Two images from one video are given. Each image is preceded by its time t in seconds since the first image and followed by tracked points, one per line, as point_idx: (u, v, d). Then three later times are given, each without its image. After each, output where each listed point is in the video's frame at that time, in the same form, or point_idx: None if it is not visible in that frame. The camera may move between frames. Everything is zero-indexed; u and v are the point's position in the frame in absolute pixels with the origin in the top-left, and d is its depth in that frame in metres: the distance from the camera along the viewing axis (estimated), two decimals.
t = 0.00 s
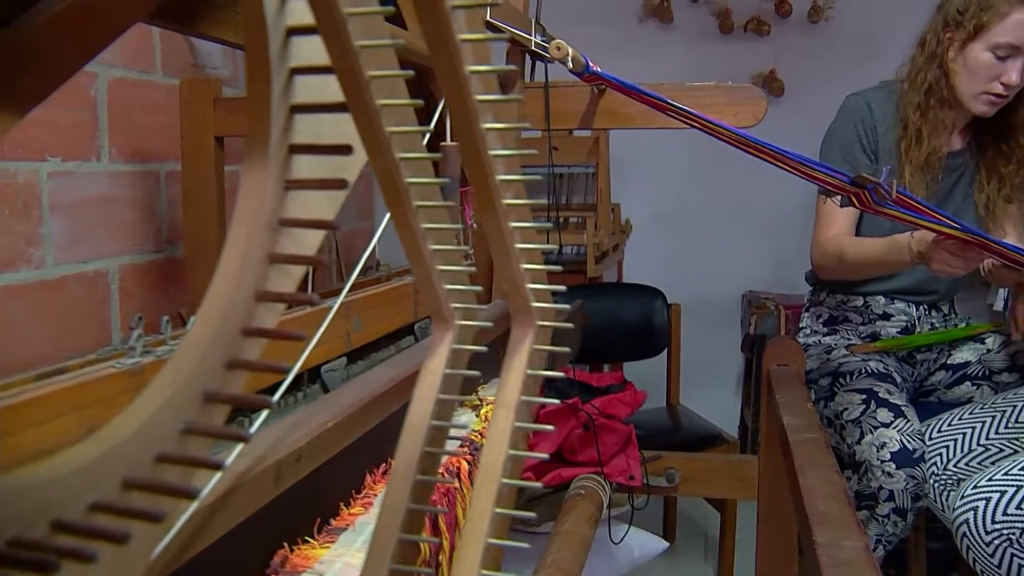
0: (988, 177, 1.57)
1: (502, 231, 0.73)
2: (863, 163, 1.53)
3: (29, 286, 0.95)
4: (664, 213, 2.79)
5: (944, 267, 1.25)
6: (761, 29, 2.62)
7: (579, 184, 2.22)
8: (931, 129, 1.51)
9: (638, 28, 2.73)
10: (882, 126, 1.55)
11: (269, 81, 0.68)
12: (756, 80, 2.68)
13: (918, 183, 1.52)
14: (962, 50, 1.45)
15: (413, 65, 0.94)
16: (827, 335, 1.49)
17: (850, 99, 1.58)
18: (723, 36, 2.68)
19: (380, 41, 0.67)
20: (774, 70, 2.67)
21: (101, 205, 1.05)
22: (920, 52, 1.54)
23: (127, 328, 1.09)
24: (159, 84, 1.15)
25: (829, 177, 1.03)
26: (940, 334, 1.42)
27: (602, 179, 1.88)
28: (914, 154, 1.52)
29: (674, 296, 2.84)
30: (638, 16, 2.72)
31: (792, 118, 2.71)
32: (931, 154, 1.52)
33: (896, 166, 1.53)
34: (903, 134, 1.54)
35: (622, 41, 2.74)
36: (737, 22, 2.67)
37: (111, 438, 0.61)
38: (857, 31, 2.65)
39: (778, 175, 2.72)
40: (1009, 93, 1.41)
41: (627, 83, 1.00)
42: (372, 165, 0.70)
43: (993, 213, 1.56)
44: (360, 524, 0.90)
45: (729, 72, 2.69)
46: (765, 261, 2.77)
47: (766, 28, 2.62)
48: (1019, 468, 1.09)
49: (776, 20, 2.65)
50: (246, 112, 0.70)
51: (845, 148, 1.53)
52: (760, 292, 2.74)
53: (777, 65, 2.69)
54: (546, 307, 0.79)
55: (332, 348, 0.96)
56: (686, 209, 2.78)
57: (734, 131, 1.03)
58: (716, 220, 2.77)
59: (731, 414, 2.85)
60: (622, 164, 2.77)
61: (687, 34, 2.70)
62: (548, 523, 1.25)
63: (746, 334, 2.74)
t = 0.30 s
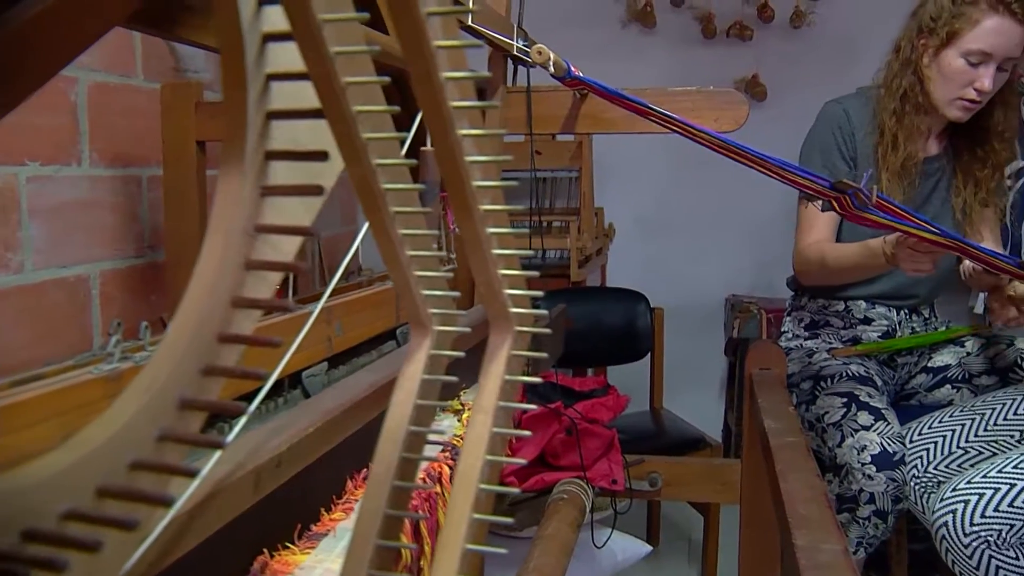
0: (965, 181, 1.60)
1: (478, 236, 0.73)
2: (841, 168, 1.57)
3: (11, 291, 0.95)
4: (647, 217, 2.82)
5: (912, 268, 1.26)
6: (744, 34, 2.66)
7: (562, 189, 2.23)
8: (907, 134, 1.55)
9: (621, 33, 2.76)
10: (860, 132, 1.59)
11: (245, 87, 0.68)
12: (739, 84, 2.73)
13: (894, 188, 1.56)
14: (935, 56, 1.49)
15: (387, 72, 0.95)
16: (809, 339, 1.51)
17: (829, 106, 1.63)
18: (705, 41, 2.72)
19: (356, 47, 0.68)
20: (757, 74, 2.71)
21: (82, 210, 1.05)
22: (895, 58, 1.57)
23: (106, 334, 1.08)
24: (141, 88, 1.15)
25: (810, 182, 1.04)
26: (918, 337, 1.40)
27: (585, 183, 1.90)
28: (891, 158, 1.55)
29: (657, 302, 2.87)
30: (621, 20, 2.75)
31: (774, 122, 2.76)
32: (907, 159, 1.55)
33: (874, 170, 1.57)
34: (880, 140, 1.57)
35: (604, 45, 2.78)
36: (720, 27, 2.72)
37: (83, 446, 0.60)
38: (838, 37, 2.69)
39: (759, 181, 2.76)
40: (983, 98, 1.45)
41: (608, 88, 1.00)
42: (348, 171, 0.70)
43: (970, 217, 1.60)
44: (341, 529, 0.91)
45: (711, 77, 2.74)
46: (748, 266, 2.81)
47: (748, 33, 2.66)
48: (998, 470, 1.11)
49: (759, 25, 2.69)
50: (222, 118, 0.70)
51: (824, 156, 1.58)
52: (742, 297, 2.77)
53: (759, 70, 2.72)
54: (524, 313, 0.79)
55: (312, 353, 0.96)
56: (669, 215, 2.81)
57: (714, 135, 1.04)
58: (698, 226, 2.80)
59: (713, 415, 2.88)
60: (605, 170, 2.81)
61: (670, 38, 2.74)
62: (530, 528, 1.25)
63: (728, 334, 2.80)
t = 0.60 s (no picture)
0: (946, 186, 1.64)
1: (456, 243, 0.73)
2: (822, 174, 1.60)
3: None
4: (630, 223, 2.86)
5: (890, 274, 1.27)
6: (726, 39, 2.70)
7: (546, 193, 2.33)
8: (887, 139, 1.58)
9: (605, 37, 2.80)
10: (841, 137, 1.63)
11: (222, 95, 0.68)
12: (722, 89, 2.76)
13: (875, 193, 1.60)
14: (914, 62, 1.51)
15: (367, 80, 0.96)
16: (791, 343, 1.50)
17: (809, 112, 1.66)
18: (689, 46, 2.75)
19: (333, 54, 0.67)
20: (740, 79, 2.75)
21: (63, 215, 1.04)
22: (875, 64, 1.61)
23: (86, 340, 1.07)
24: (123, 93, 1.15)
25: (790, 188, 1.04)
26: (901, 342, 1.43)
27: (569, 188, 1.91)
28: (871, 163, 1.58)
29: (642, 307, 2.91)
30: (604, 26, 2.80)
31: (755, 128, 2.80)
32: (887, 165, 1.59)
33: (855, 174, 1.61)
34: (861, 145, 1.60)
35: (588, 50, 2.83)
36: (703, 33, 2.76)
37: (58, 454, 0.60)
38: (820, 43, 2.74)
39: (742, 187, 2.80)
40: (961, 104, 1.48)
41: (589, 94, 1.00)
42: (325, 178, 0.70)
43: (951, 221, 1.65)
44: (322, 536, 0.90)
45: (694, 81, 2.77)
46: (731, 270, 2.84)
47: (731, 38, 2.69)
48: (978, 472, 1.12)
49: (742, 30, 2.73)
50: (198, 125, 0.70)
51: (805, 162, 1.62)
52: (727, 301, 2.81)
53: (743, 75, 2.77)
54: (503, 319, 0.79)
55: (293, 359, 0.96)
56: (650, 222, 2.85)
57: (695, 140, 1.04)
58: (681, 233, 2.84)
59: (696, 421, 2.92)
60: (589, 177, 2.85)
61: (652, 44, 2.78)
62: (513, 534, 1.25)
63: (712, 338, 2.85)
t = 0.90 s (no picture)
0: (927, 190, 1.66)
1: (436, 250, 0.73)
2: (803, 178, 1.61)
3: None
4: (614, 227, 2.90)
5: (874, 282, 1.26)
6: (711, 44, 2.77)
7: (531, 198, 2.41)
8: (869, 143, 1.59)
9: (590, 42, 2.88)
10: (823, 141, 1.64)
11: (200, 102, 0.68)
12: (707, 94, 2.84)
13: (858, 197, 1.60)
14: (895, 66, 1.53)
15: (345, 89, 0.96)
16: (776, 348, 1.50)
17: (791, 117, 1.67)
18: (673, 51, 2.83)
19: (312, 61, 0.67)
20: (725, 85, 2.82)
21: (46, 221, 1.02)
22: (856, 69, 1.62)
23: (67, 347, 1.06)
24: (106, 97, 1.14)
25: (774, 192, 1.05)
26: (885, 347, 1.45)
27: (554, 192, 1.93)
28: (853, 167, 1.59)
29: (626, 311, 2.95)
30: (590, 31, 2.88)
31: (739, 131, 2.87)
32: (869, 168, 1.59)
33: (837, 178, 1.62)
34: (843, 149, 1.61)
35: (574, 56, 2.90)
36: (688, 38, 2.83)
37: (34, 461, 0.59)
38: (804, 49, 2.81)
39: (723, 193, 2.85)
40: (941, 108, 1.49)
41: (573, 99, 1.01)
42: (304, 184, 0.70)
43: (932, 226, 1.65)
44: (305, 541, 0.89)
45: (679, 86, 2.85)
46: (714, 275, 2.89)
47: (716, 43, 2.77)
48: (959, 475, 1.13)
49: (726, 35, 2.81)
50: (176, 132, 0.70)
51: (788, 167, 1.63)
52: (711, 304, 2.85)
53: (727, 80, 2.84)
54: (483, 325, 0.79)
55: (279, 364, 0.96)
56: (633, 227, 2.90)
57: (679, 145, 1.05)
58: (664, 238, 2.89)
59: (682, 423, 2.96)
60: (573, 181, 2.90)
61: (636, 48, 2.86)
62: (499, 540, 1.25)
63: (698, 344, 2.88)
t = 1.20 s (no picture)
0: (907, 196, 1.66)
1: (415, 257, 0.73)
2: (785, 184, 1.62)
3: None
4: (598, 232, 2.96)
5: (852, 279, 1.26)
6: (695, 49, 2.83)
7: (516, 204, 2.43)
8: (849, 148, 1.60)
9: (575, 48, 2.93)
10: (805, 148, 1.65)
11: (177, 111, 0.68)
12: (691, 99, 2.88)
13: (838, 202, 1.61)
14: (874, 73, 1.55)
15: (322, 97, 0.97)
16: (759, 353, 1.50)
17: (774, 124, 1.68)
18: (657, 57, 2.88)
19: (290, 70, 0.67)
20: (709, 91, 2.87)
21: (28, 227, 1.02)
22: (836, 75, 1.64)
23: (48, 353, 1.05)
24: (89, 103, 1.14)
25: (758, 197, 1.05)
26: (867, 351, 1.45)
27: (538, 197, 1.99)
28: (833, 172, 1.59)
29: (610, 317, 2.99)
30: (575, 37, 2.92)
31: (722, 136, 2.91)
32: (850, 173, 1.60)
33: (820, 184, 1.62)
34: (824, 155, 1.62)
35: (560, 62, 2.95)
36: (672, 44, 2.88)
37: (7, 472, 0.59)
38: (786, 54, 2.86)
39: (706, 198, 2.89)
40: (919, 114, 1.50)
41: (555, 104, 1.01)
42: (282, 192, 0.70)
43: (911, 230, 1.66)
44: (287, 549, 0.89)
45: (663, 92, 2.90)
46: (697, 279, 2.93)
47: (700, 49, 2.82)
48: (942, 479, 1.14)
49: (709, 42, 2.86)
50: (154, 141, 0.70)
51: (770, 172, 1.63)
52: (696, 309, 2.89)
53: (711, 85, 2.89)
54: (463, 332, 0.79)
55: (260, 371, 0.96)
56: (617, 234, 2.94)
57: (662, 150, 1.05)
58: (647, 245, 2.94)
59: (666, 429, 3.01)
60: (557, 187, 2.95)
61: (620, 54, 2.91)
62: (483, 546, 1.27)
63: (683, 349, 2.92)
